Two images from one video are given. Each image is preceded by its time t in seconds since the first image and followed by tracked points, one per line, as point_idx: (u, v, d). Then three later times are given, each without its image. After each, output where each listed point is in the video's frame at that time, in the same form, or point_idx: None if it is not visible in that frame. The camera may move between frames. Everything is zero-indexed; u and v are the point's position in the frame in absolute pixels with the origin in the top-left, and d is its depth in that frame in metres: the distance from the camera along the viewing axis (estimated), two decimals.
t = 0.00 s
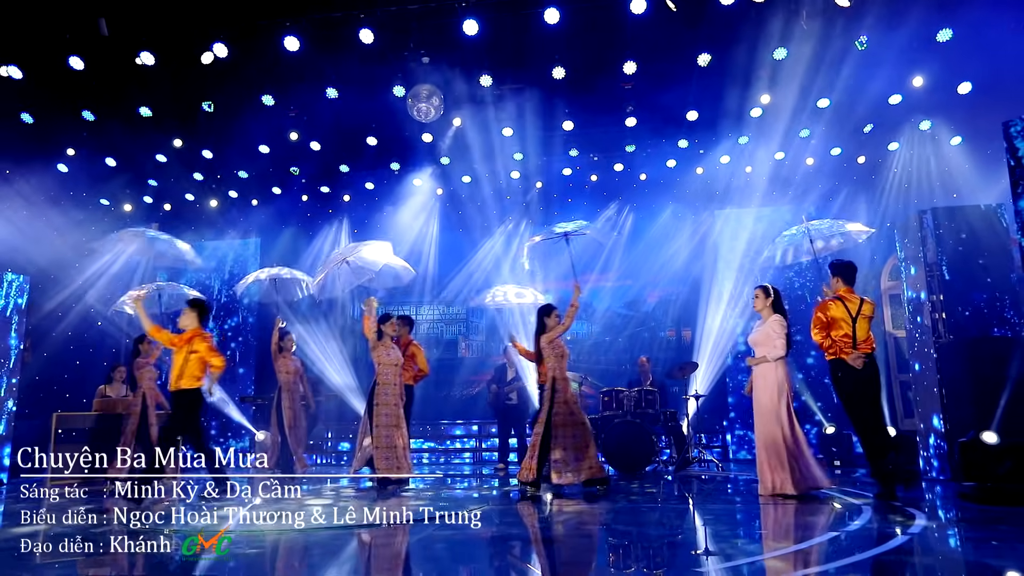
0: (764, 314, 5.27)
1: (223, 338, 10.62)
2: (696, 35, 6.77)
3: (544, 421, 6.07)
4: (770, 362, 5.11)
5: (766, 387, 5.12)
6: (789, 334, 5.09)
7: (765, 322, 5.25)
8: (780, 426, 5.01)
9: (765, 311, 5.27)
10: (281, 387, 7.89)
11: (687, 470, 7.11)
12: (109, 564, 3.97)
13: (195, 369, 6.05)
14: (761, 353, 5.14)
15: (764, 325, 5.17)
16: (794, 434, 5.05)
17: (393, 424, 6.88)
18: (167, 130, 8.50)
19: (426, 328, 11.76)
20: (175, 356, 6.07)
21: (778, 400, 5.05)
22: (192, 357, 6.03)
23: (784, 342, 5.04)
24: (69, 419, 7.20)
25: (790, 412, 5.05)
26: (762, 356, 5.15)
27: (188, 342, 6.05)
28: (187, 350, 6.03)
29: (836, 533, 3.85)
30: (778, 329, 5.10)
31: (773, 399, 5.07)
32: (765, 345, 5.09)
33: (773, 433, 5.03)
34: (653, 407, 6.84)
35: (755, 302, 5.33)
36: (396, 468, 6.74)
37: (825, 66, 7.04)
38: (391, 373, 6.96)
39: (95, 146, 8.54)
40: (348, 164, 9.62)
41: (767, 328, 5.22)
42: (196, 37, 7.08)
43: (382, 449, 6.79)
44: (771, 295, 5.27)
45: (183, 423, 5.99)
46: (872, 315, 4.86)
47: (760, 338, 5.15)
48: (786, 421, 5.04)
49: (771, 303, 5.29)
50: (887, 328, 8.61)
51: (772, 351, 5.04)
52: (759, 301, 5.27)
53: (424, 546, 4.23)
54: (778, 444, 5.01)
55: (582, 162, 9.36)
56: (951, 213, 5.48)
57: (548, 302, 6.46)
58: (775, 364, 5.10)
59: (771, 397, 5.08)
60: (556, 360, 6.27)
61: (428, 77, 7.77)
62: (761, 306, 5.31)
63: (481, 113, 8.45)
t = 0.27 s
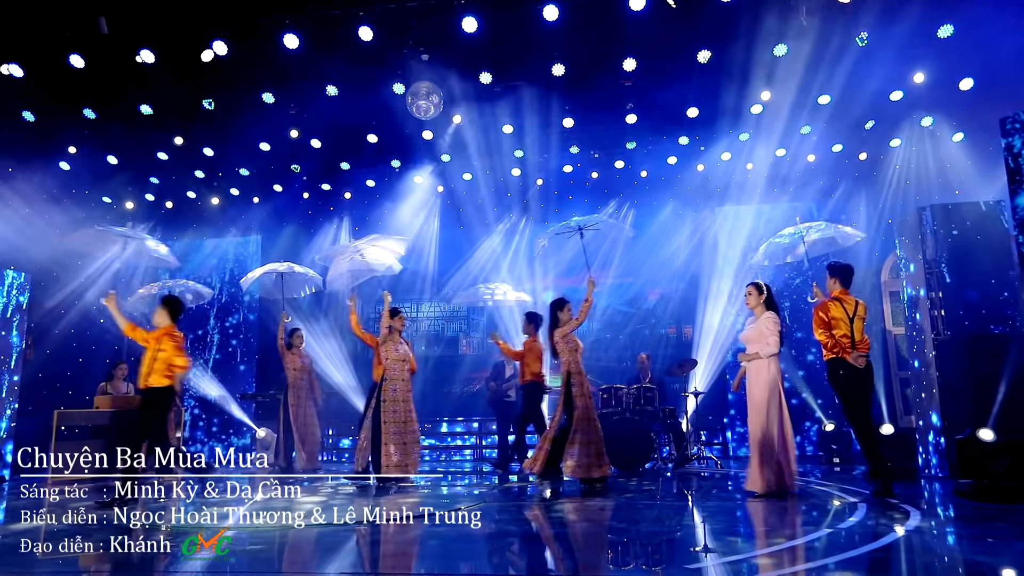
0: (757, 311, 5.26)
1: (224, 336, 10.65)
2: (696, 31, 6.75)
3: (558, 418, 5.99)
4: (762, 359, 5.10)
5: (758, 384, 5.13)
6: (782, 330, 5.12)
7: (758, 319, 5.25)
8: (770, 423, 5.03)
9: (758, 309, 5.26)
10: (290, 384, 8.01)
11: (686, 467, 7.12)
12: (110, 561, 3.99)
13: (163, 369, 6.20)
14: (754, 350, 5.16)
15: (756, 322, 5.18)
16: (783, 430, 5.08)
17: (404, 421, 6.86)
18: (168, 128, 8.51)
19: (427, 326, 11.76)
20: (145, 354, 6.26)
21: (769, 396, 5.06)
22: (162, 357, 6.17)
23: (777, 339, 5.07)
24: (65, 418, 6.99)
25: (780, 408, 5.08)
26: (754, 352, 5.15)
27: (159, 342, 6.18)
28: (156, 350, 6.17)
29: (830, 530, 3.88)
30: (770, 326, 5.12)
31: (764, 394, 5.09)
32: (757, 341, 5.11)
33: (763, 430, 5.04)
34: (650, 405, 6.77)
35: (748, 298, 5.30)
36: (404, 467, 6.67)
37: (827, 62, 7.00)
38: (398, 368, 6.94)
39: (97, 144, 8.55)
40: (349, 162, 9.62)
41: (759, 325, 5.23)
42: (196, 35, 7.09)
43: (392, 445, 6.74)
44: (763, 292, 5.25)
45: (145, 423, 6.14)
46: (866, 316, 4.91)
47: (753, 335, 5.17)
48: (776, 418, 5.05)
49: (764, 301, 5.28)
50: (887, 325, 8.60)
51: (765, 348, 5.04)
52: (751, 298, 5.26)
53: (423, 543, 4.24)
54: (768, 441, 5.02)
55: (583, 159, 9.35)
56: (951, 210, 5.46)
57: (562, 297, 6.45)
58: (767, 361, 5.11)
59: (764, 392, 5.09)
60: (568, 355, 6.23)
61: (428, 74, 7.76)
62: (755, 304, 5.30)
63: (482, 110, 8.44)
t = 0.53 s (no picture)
0: (749, 310, 5.27)
1: (225, 335, 10.68)
2: (695, 29, 6.75)
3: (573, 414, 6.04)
4: (755, 358, 5.12)
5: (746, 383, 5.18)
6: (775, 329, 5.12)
7: (750, 318, 5.27)
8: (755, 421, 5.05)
9: (750, 307, 5.28)
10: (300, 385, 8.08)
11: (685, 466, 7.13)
12: (110, 560, 4.02)
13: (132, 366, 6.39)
14: (746, 349, 5.18)
15: (749, 321, 5.21)
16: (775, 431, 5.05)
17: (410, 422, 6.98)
18: (168, 127, 8.53)
19: (428, 325, 11.76)
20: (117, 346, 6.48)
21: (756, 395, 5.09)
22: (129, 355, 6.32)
23: (770, 339, 5.05)
24: (67, 416, 7.15)
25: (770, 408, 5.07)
26: (747, 351, 5.18)
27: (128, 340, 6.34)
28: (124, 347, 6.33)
29: (825, 530, 3.90)
30: (763, 324, 5.13)
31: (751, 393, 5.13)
32: (750, 340, 5.15)
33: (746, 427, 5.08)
34: (650, 403, 6.97)
35: (740, 297, 5.32)
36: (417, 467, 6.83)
37: (827, 60, 6.99)
38: (407, 368, 7.02)
39: (98, 144, 8.57)
40: (350, 161, 9.64)
41: (752, 324, 5.25)
42: (195, 34, 7.11)
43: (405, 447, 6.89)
44: (756, 291, 5.26)
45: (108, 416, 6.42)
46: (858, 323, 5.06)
47: (745, 334, 5.20)
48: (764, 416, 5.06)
49: (757, 299, 5.29)
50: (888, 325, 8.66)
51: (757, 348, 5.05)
52: (743, 297, 5.27)
53: (421, 541, 4.25)
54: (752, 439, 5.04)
55: (583, 158, 9.34)
56: (950, 208, 5.44)
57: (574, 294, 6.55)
58: (760, 359, 5.13)
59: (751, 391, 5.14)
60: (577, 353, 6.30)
61: (428, 73, 7.76)
62: (747, 302, 5.32)
63: (481, 109, 8.44)
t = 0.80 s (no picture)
0: (741, 309, 5.29)
1: (227, 333, 10.73)
2: (696, 27, 6.73)
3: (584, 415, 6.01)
4: (748, 356, 5.16)
5: (736, 383, 5.19)
6: (767, 328, 5.16)
7: (743, 317, 5.28)
8: (745, 420, 5.06)
9: (743, 306, 5.29)
10: (306, 379, 8.13)
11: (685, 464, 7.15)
12: (112, 557, 4.06)
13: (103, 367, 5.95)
14: (739, 348, 5.20)
15: (741, 320, 5.22)
16: (767, 430, 5.07)
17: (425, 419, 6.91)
18: (170, 126, 8.56)
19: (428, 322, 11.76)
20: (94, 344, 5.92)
21: (748, 395, 5.11)
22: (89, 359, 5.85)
23: (763, 338, 5.09)
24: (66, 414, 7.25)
25: (761, 407, 5.09)
26: (740, 350, 5.21)
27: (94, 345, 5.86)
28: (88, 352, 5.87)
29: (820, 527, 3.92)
30: (756, 323, 5.16)
31: (741, 393, 5.16)
32: (743, 339, 5.17)
33: (737, 427, 5.08)
34: (649, 401, 7.04)
35: (734, 296, 5.32)
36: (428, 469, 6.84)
37: (828, 57, 6.97)
38: (419, 365, 6.97)
39: (100, 142, 8.60)
40: (352, 159, 9.65)
41: (744, 323, 5.28)
42: (196, 33, 7.12)
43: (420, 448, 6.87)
44: (749, 291, 5.27)
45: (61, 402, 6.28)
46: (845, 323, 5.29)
47: (738, 333, 5.22)
48: (754, 415, 5.08)
49: (749, 298, 5.30)
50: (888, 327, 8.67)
51: (750, 346, 5.09)
52: (737, 296, 5.27)
53: (420, 539, 4.27)
54: (743, 438, 5.05)
55: (584, 156, 9.33)
56: (950, 205, 5.42)
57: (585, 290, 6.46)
58: (753, 358, 5.17)
59: (742, 391, 5.16)
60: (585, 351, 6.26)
61: (428, 71, 7.76)
62: (740, 301, 5.32)
63: (482, 106, 8.43)
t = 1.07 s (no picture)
0: (731, 307, 5.31)
1: (229, 331, 10.77)
2: (695, 24, 6.73)
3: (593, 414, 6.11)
4: (737, 355, 5.15)
5: (724, 382, 5.19)
6: (755, 327, 5.18)
7: (732, 315, 5.31)
8: (736, 418, 5.04)
9: (732, 305, 5.32)
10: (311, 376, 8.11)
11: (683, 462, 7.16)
12: (112, 556, 4.04)
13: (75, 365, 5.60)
14: (728, 346, 5.21)
15: (730, 318, 5.24)
16: (756, 428, 5.07)
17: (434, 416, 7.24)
18: (170, 126, 8.57)
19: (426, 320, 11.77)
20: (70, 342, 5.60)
21: (737, 393, 5.08)
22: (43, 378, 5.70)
23: (751, 335, 5.10)
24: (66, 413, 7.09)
25: (750, 404, 5.08)
26: (729, 349, 5.21)
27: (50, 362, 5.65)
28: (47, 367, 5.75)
29: (814, 525, 3.93)
30: (744, 322, 5.18)
31: (730, 391, 5.14)
32: (731, 337, 5.17)
33: (728, 425, 5.07)
34: (647, 398, 7.03)
35: (723, 294, 5.35)
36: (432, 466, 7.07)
37: (828, 55, 6.96)
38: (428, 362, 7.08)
39: (101, 142, 8.62)
40: (351, 157, 9.67)
41: (733, 321, 5.30)
42: (195, 32, 7.13)
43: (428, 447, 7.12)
44: (739, 289, 5.31)
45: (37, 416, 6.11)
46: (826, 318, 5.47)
47: (726, 331, 5.23)
48: (744, 414, 5.08)
49: (738, 297, 5.34)
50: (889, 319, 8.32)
51: (739, 344, 5.10)
52: (726, 294, 5.30)
53: (419, 537, 4.28)
54: (734, 436, 5.04)
55: (584, 154, 9.32)
56: (948, 202, 5.42)
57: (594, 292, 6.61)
58: (741, 357, 5.16)
59: (730, 390, 5.15)
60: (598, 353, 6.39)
61: (427, 69, 7.76)
62: (729, 299, 5.35)
63: (481, 104, 8.43)
